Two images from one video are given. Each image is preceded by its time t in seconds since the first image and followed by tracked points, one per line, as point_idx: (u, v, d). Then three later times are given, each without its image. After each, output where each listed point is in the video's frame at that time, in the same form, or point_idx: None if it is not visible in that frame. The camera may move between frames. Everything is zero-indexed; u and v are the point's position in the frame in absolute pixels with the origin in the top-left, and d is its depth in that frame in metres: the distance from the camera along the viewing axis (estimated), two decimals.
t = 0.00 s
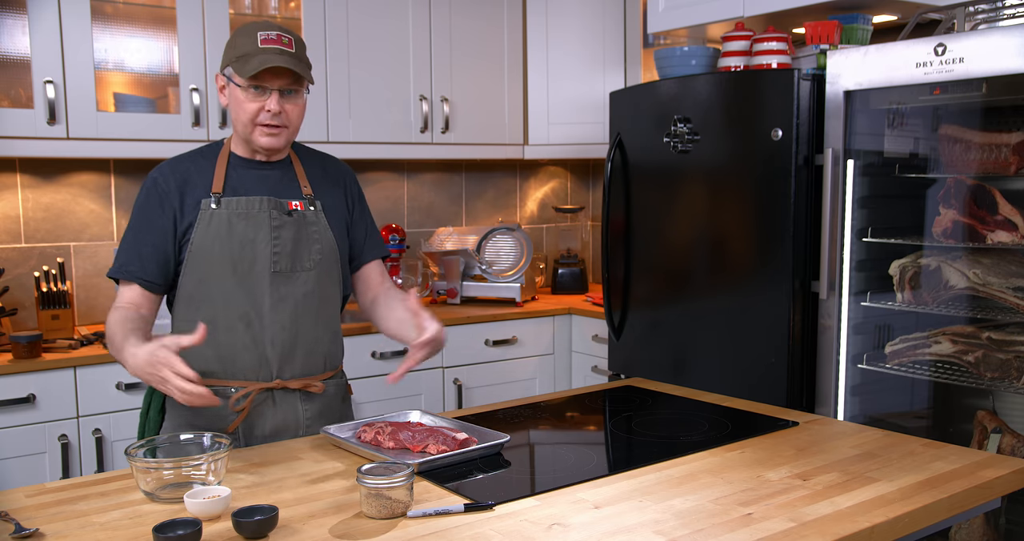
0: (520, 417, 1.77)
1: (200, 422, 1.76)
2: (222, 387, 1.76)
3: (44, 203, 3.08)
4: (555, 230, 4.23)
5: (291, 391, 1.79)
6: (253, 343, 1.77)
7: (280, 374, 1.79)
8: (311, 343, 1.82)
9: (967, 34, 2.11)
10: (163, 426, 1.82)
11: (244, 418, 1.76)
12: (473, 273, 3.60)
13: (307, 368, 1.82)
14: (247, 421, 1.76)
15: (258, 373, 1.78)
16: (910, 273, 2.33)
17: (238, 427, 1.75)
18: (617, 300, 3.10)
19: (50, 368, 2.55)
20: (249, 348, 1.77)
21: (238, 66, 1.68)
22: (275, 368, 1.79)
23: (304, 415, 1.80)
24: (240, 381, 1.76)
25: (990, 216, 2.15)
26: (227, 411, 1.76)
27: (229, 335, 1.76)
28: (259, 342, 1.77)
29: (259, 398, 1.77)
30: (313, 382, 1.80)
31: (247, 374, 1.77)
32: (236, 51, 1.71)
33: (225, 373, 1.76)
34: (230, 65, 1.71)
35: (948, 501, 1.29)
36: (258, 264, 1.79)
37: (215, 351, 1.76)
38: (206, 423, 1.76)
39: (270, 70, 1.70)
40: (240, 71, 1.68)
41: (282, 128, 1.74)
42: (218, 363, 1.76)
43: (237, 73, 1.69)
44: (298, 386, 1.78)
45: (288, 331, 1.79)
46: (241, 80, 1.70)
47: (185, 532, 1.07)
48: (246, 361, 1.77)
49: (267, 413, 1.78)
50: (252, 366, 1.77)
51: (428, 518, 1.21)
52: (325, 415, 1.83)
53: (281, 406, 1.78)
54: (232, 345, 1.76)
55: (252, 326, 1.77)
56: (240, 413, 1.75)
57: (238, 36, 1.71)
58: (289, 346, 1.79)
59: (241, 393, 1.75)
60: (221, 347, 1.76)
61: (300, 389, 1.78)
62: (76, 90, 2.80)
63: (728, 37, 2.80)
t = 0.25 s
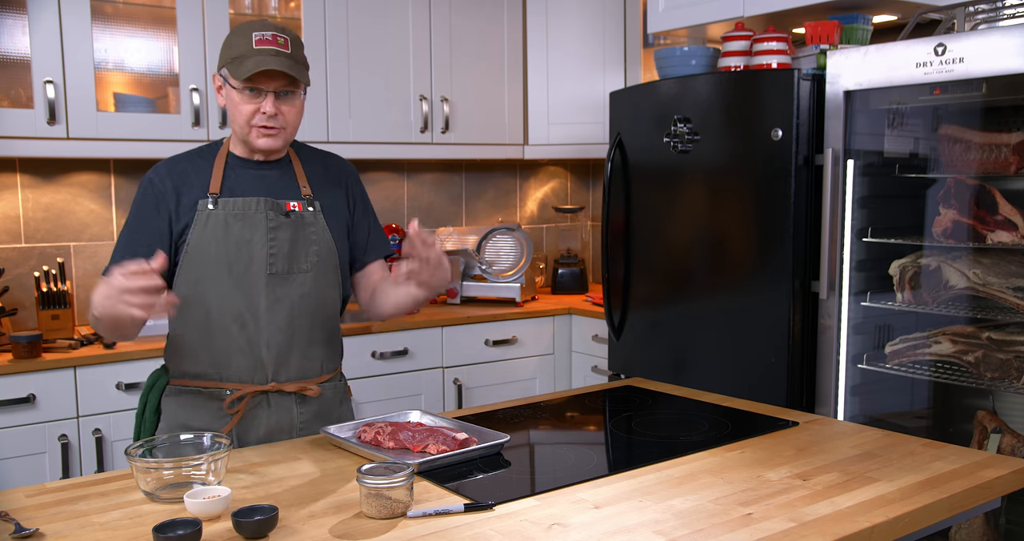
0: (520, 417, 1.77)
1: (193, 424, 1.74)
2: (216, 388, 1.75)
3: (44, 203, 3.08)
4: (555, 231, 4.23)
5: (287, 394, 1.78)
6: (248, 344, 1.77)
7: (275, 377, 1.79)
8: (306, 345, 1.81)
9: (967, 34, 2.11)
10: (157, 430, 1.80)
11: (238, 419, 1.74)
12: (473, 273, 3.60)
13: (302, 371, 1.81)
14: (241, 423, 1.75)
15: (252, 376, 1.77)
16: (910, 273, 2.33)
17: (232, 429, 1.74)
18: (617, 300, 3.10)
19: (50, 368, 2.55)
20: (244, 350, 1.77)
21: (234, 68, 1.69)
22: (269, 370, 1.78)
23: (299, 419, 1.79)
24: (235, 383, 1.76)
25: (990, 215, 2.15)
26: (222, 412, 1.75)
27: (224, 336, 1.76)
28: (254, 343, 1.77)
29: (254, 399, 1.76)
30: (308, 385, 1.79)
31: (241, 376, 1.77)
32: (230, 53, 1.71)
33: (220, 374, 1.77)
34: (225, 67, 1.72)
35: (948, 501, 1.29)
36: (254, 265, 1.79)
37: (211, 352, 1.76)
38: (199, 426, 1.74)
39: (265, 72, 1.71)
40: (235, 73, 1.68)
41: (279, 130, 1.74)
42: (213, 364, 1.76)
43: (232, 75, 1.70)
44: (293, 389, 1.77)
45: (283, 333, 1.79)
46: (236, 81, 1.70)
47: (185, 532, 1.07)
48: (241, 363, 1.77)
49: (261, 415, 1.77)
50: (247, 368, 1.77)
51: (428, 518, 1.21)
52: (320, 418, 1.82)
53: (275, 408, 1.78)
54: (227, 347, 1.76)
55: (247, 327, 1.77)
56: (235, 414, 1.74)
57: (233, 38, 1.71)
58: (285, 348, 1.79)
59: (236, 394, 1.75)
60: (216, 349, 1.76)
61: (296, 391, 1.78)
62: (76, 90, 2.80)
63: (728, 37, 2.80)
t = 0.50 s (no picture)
0: (520, 417, 1.77)
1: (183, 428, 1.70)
2: (206, 394, 1.71)
3: (44, 203, 3.08)
4: (555, 231, 4.23)
5: (276, 401, 1.74)
6: (239, 351, 1.72)
7: (265, 384, 1.74)
8: (298, 353, 1.77)
9: (967, 34, 2.11)
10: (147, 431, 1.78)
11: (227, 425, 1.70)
12: (473, 273, 3.60)
13: (293, 378, 1.76)
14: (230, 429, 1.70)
15: (242, 382, 1.73)
16: (910, 273, 2.33)
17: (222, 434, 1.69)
18: (617, 300, 3.10)
19: (50, 368, 2.55)
20: (234, 356, 1.72)
21: (223, 77, 1.62)
22: (260, 378, 1.74)
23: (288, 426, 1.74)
24: (224, 389, 1.71)
25: (990, 216, 2.15)
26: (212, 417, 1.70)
27: (215, 342, 1.72)
28: (245, 350, 1.73)
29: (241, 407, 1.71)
30: (299, 392, 1.75)
31: (231, 383, 1.72)
32: (221, 58, 1.63)
33: (209, 380, 1.72)
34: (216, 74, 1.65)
35: (948, 501, 1.29)
36: (246, 271, 1.74)
37: (200, 357, 1.72)
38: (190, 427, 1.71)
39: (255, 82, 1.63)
40: (223, 83, 1.61)
41: (270, 140, 1.68)
42: (202, 369, 1.72)
43: (222, 84, 1.63)
44: (282, 396, 1.72)
45: (275, 340, 1.74)
46: (225, 91, 1.63)
47: (185, 532, 1.07)
48: (231, 369, 1.72)
49: (251, 422, 1.72)
50: (237, 375, 1.73)
51: (428, 518, 1.21)
52: (309, 427, 1.77)
53: (264, 415, 1.73)
54: (217, 352, 1.72)
55: (237, 333, 1.73)
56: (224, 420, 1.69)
57: (226, 42, 1.64)
58: (276, 355, 1.74)
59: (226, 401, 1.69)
60: (206, 354, 1.72)
61: (286, 398, 1.73)
62: (76, 90, 2.80)
63: (728, 37, 2.80)
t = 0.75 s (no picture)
0: (520, 417, 1.77)
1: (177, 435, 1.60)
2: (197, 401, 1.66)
3: (44, 203, 3.08)
4: (555, 230, 4.23)
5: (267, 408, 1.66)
6: (230, 360, 1.67)
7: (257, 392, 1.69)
8: (291, 361, 1.70)
9: (967, 34, 2.11)
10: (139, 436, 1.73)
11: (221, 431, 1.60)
12: (473, 273, 3.60)
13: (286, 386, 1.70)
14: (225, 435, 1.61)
15: (234, 390, 1.68)
16: (910, 273, 2.33)
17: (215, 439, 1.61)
18: (618, 300, 3.10)
19: (50, 368, 2.55)
20: (225, 365, 1.67)
21: (213, 77, 1.52)
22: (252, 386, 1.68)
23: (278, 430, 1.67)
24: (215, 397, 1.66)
25: (990, 216, 2.15)
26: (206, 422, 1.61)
27: (205, 351, 1.66)
28: (236, 358, 1.67)
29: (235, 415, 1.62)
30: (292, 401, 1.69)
31: (222, 391, 1.67)
32: (212, 56, 1.54)
33: (200, 387, 1.66)
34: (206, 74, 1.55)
35: (948, 501, 1.29)
36: (236, 278, 1.66)
37: (190, 365, 1.66)
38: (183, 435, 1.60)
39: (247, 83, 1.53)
40: (213, 83, 1.51)
41: (261, 143, 1.57)
42: (192, 376, 1.66)
43: (211, 85, 1.53)
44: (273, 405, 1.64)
45: (266, 349, 1.68)
46: (214, 91, 1.53)
47: (185, 532, 1.07)
48: (222, 377, 1.67)
49: (243, 428, 1.64)
50: (228, 383, 1.67)
51: (428, 518, 1.21)
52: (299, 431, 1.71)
53: (256, 420, 1.65)
54: (207, 360, 1.66)
55: (228, 342, 1.67)
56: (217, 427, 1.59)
57: (217, 40, 1.55)
58: (268, 364, 1.68)
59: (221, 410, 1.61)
60: (196, 362, 1.66)
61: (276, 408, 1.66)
62: (76, 90, 2.80)
63: (728, 37, 2.80)
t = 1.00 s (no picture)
0: (520, 417, 1.77)
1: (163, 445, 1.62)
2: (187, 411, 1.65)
3: (44, 203, 3.08)
4: (555, 230, 4.23)
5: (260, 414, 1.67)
6: (218, 369, 1.65)
7: (247, 400, 1.68)
8: (281, 367, 1.70)
9: (967, 34, 2.11)
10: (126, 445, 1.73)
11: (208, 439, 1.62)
12: (473, 273, 3.60)
13: (276, 392, 1.70)
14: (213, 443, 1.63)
15: (224, 399, 1.67)
16: (910, 273, 2.33)
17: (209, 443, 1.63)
18: (617, 300, 3.10)
19: (50, 368, 2.55)
20: (213, 374, 1.65)
21: (195, 82, 1.50)
22: (241, 394, 1.67)
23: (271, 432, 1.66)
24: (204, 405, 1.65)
25: (990, 216, 2.15)
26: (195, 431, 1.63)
27: (193, 361, 1.64)
28: (225, 368, 1.66)
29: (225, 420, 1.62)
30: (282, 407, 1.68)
31: (211, 399, 1.66)
32: (191, 61, 1.52)
33: (189, 397, 1.66)
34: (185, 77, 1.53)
35: (948, 501, 1.29)
36: (223, 288, 1.64)
37: (178, 375, 1.65)
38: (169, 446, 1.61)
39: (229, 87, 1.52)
40: (196, 89, 1.50)
41: (246, 146, 1.57)
42: (180, 386, 1.65)
43: (192, 90, 1.51)
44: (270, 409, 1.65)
45: (255, 357, 1.67)
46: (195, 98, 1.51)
47: (185, 532, 1.07)
48: (210, 387, 1.66)
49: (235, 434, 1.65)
50: (217, 392, 1.66)
51: (428, 518, 1.21)
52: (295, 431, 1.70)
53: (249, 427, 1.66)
54: (195, 370, 1.65)
55: (216, 352, 1.65)
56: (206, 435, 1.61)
57: (195, 44, 1.53)
58: (257, 372, 1.68)
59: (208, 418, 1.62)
60: (184, 372, 1.65)
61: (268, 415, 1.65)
62: (76, 90, 2.80)
63: (728, 37, 2.80)
